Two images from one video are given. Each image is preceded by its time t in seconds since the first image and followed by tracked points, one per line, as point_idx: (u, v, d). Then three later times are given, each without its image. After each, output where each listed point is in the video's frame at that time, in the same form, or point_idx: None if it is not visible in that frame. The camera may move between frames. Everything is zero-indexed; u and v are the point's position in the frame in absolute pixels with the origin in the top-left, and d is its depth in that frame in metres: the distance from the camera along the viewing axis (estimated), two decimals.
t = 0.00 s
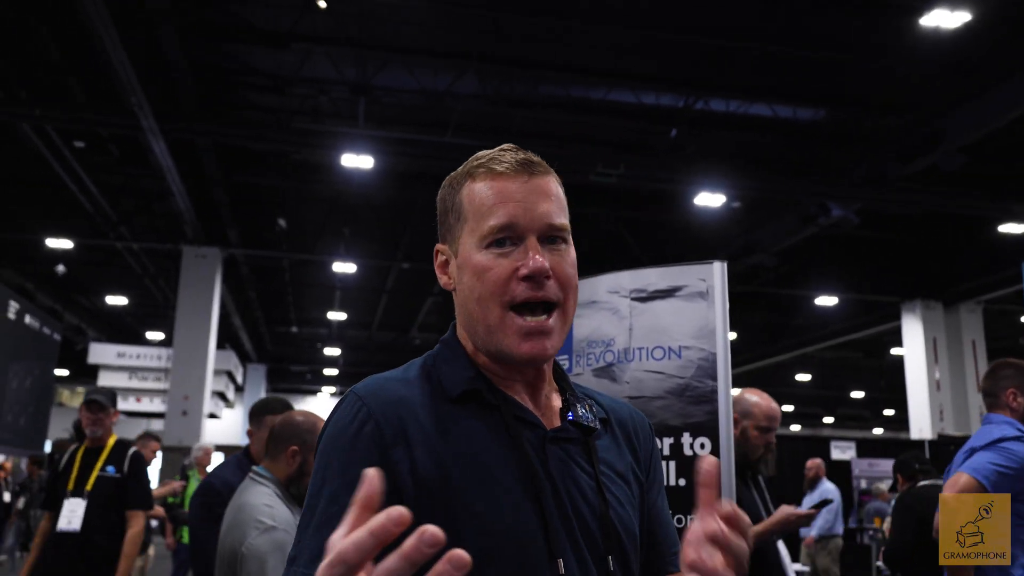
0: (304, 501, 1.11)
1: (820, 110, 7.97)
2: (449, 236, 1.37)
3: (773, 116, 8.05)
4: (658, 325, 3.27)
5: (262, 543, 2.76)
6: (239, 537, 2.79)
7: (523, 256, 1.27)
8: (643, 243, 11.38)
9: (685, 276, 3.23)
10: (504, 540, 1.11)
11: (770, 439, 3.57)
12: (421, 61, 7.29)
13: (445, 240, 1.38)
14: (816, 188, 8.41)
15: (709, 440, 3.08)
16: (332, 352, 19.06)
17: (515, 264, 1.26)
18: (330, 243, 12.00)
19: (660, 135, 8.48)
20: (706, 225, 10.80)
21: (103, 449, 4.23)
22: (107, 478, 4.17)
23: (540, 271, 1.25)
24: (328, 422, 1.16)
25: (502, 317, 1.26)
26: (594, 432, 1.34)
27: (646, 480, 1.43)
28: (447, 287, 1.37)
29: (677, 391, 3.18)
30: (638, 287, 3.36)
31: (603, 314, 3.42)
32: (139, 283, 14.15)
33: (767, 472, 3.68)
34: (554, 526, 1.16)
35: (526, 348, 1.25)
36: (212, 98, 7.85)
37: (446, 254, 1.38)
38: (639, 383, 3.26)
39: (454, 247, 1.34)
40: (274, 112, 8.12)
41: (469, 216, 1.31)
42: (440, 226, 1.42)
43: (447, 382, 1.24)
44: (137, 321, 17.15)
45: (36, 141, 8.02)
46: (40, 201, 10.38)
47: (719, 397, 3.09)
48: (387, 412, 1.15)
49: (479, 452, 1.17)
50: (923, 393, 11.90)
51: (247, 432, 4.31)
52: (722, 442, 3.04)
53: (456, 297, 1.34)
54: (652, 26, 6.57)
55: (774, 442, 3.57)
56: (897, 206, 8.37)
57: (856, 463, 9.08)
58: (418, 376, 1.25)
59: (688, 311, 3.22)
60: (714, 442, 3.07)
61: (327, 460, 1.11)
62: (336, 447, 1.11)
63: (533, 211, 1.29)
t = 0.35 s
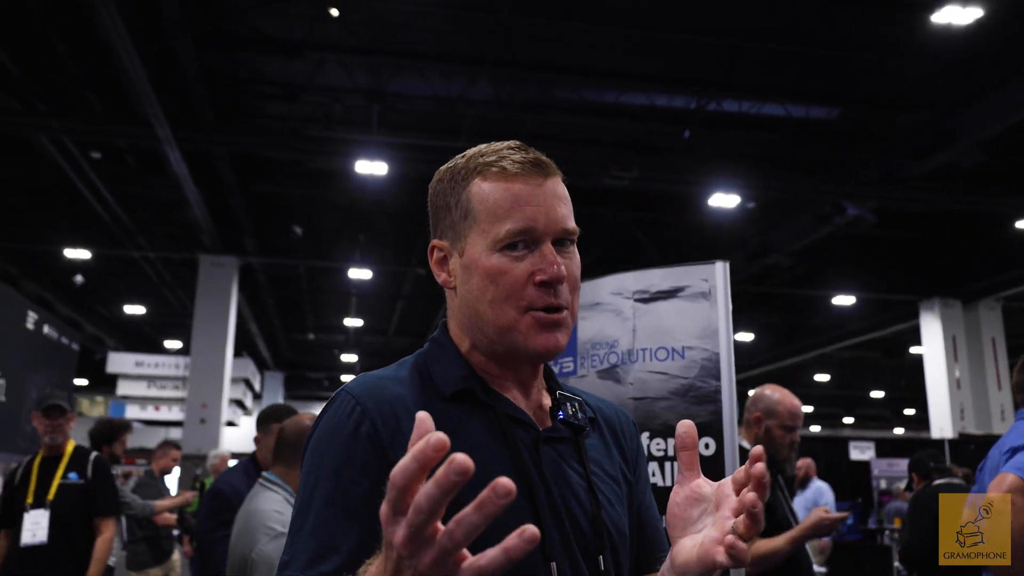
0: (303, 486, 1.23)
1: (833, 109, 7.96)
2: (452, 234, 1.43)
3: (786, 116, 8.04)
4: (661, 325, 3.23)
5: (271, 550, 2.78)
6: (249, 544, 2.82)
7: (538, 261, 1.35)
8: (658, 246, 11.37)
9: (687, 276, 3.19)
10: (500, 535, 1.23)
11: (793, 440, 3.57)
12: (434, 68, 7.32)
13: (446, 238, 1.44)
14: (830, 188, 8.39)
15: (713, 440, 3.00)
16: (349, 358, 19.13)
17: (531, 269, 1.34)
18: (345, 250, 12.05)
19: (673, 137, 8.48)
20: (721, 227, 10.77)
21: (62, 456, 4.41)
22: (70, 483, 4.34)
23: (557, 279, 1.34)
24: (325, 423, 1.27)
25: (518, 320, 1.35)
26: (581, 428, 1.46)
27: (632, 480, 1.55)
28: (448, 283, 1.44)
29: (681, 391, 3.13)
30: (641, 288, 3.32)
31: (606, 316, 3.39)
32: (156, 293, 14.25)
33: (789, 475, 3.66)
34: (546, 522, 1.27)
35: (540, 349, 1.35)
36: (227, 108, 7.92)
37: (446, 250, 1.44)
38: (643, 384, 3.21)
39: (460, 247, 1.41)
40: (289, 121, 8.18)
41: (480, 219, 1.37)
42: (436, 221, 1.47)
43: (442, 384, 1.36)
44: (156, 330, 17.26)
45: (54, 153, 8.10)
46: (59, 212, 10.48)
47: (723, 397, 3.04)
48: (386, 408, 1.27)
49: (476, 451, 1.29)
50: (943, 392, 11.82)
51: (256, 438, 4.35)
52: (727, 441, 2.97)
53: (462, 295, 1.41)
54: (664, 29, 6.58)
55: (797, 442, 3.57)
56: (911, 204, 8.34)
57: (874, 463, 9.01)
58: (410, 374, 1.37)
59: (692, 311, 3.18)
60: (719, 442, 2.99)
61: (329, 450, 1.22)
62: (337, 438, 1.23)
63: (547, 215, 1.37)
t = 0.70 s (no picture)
0: (284, 490, 1.04)
1: (846, 110, 7.91)
2: (431, 217, 1.31)
3: (798, 116, 7.98)
4: (663, 324, 3.16)
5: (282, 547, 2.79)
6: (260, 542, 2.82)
7: (509, 236, 1.22)
8: (668, 249, 11.34)
9: (689, 275, 3.12)
10: (485, 541, 1.04)
11: (806, 441, 3.55)
12: (443, 70, 7.31)
13: (425, 222, 1.33)
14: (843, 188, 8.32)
15: (715, 438, 2.99)
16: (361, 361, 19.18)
17: (501, 245, 1.22)
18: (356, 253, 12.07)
19: (684, 138, 8.44)
20: (732, 228, 10.73)
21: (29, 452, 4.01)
22: (42, 479, 3.99)
23: (528, 254, 1.21)
24: (309, 413, 1.07)
25: (485, 298, 1.21)
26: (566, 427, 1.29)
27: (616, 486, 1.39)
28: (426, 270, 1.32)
29: (682, 390, 3.07)
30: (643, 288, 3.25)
31: (609, 316, 3.32)
32: (169, 296, 14.32)
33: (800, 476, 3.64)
34: (531, 524, 1.08)
35: (508, 331, 1.21)
36: (238, 112, 7.94)
37: (427, 235, 1.32)
38: (646, 384, 3.15)
39: (435, 228, 1.30)
40: (299, 125, 8.19)
41: (453, 195, 1.26)
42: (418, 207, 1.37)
43: (425, 375, 1.17)
44: (168, 333, 17.36)
45: (68, 159, 8.16)
46: (72, 217, 10.54)
47: (725, 396, 2.98)
48: (375, 397, 1.09)
49: (463, 447, 1.10)
50: (956, 394, 11.74)
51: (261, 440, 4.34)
52: (729, 440, 2.95)
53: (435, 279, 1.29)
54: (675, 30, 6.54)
55: (812, 444, 3.56)
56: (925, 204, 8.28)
57: (886, 466, 8.95)
58: (392, 364, 1.20)
59: (694, 310, 3.10)
60: (721, 441, 2.97)
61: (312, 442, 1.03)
62: (320, 432, 1.04)
63: (520, 191, 1.25)
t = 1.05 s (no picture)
0: (277, 472, 1.00)
1: (857, 108, 7.88)
2: (423, 211, 1.31)
3: (809, 115, 7.96)
4: (669, 324, 3.15)
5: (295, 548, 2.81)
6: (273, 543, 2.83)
7: (499, 233, 1.23)
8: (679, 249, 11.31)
9: (695, 275, 3.11)
10: (476, 537, 1.05)
11: (827, 442, 3.52)
12: (453, 71, 7.31)
13: (417, 216, 1.32)
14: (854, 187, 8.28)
15: (723, 438, 2.98)
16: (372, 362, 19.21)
17: (491, 241, 1.22)
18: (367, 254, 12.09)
19: (695, 137, 8.42)
20: (743, 227, 10.70)
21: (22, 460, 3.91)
22: (34, 488, 3.92)
23: (517, 252, 1.21)
24: (305, 395, 1.05)
25: (474, 292, 1.21)
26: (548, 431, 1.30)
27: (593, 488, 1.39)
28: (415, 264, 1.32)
29: (689, 390, 3.06)
30: (650, 287, 3.23)
31: (616, 315, 3.31)
32: (181, 298, 14.38)
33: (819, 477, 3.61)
34: (519, 521, 1.09)
35: (496, 328, 1.21)
36: (248, 115, 7.95)
37: (417, 230, 1.32)
38: (653, 383, 3.14)
39: (427, 222, 1.29)
40: (309, 126, 8.21)
41: (446, 190, 1.26)
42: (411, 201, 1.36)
43: (415, 368, 1.17)
44: (180, 334, 17.43)
45: (80, 161, 8.20)
46: (85, 219, 10.60)
47: (732, 396, 2.98)
48: (371, 384, 1.07)
49: (454, 442, 1.10)
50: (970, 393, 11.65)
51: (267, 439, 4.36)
52: (736, 440, 2.94)
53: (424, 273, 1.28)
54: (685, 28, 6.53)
55: (833, 445, 3.53)
56: (937, 203, 8.23)
57: (899, 466, 8.90)
58: (382, 355, 1.19)
59: (700, 310, 3.09)
60: (728, 441, 2.97)
61: (307, 424, 1.01)
62: (315, 413, 1.02)
63: (513, 189, 1.25)
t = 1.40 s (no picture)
0: (260, 457, 0.98)
1: (867, 104, 7.85)
2: (411, 204, 1.30)
3: (818, 111, 7.94)
4: (676, 321, 3.14)
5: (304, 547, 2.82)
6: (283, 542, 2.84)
7: (495, 232, 1.22)
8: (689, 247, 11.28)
9: (702, 272, 3.10)
10: (461, 530, 1.07)
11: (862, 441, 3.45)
12: (461, 71, 7.31)
13: (403, 208, 1.31)
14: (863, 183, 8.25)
15: (730, 435, 2.98)
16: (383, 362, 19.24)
17: (486, 239, 1.22)
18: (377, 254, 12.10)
19: (704, 134, 8.40)
20: (753, 225, 10.67)
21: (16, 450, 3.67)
22: (30, 480, 3.70)
23: (514, 252, 1.22)
24: (289, 382, 1.03)
25: (469, 292, 1.21)
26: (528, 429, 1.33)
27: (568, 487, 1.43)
28: (401, 258, 1.30)
29: (696, 387, 3.06)
30: (657, 285, 3.23)
31: (623, 312, 3.30)
32: (191, 298, 14.43)
33: (853, 476, 3.54)
34: (503, 519, 1.12)
35: (490, 326, 1.22)
36: (257, 116, 7.97)
37: (403, 223, 1.31)
38: (660, 381, 3.14)
39: (417, 216, 1.28)
40: (318, 126, 8.23)
41: (439, 184, 1.25)
42: (396, 190, 1.34)
43: (400, 363, 1.18)
44: (191, 334, 17.49)
45: (91, 163, 8.23)
46: (96, 220, 10.65)
47: (740, 393, 2.97)
48: (355, 373, 1.08)
49: (440, 438, 1.12)
50: (983, 390, 11.59)
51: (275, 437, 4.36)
52: (744, 437, 2.94)
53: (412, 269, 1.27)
54: (693, 26, 6.51)
55: (868, 443, 3.45)
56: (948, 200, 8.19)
57: (910, 463, 8.85)
58: (363, 347, 1.19)
59: (707, 307, 3.09)
60: (736, 438, 2.96)
61: (294, 410, 1.00)
62: (299, 398, 1.01)
63: (509, 187, 1.25)
